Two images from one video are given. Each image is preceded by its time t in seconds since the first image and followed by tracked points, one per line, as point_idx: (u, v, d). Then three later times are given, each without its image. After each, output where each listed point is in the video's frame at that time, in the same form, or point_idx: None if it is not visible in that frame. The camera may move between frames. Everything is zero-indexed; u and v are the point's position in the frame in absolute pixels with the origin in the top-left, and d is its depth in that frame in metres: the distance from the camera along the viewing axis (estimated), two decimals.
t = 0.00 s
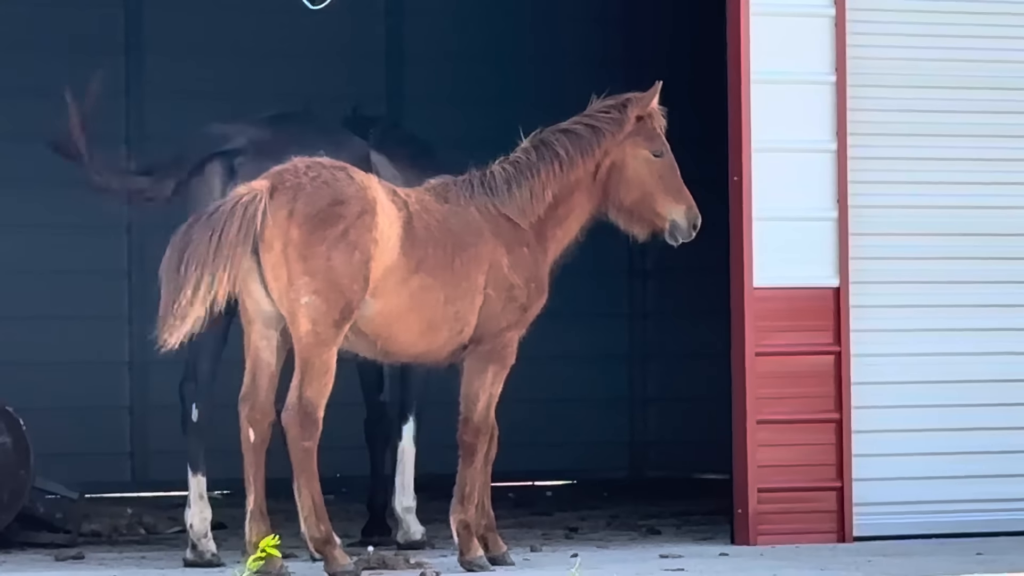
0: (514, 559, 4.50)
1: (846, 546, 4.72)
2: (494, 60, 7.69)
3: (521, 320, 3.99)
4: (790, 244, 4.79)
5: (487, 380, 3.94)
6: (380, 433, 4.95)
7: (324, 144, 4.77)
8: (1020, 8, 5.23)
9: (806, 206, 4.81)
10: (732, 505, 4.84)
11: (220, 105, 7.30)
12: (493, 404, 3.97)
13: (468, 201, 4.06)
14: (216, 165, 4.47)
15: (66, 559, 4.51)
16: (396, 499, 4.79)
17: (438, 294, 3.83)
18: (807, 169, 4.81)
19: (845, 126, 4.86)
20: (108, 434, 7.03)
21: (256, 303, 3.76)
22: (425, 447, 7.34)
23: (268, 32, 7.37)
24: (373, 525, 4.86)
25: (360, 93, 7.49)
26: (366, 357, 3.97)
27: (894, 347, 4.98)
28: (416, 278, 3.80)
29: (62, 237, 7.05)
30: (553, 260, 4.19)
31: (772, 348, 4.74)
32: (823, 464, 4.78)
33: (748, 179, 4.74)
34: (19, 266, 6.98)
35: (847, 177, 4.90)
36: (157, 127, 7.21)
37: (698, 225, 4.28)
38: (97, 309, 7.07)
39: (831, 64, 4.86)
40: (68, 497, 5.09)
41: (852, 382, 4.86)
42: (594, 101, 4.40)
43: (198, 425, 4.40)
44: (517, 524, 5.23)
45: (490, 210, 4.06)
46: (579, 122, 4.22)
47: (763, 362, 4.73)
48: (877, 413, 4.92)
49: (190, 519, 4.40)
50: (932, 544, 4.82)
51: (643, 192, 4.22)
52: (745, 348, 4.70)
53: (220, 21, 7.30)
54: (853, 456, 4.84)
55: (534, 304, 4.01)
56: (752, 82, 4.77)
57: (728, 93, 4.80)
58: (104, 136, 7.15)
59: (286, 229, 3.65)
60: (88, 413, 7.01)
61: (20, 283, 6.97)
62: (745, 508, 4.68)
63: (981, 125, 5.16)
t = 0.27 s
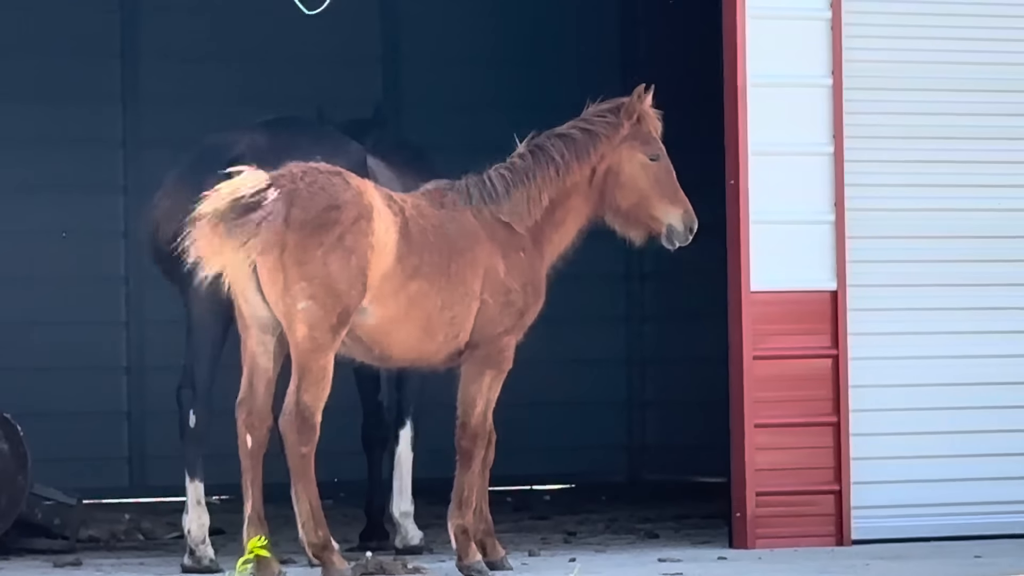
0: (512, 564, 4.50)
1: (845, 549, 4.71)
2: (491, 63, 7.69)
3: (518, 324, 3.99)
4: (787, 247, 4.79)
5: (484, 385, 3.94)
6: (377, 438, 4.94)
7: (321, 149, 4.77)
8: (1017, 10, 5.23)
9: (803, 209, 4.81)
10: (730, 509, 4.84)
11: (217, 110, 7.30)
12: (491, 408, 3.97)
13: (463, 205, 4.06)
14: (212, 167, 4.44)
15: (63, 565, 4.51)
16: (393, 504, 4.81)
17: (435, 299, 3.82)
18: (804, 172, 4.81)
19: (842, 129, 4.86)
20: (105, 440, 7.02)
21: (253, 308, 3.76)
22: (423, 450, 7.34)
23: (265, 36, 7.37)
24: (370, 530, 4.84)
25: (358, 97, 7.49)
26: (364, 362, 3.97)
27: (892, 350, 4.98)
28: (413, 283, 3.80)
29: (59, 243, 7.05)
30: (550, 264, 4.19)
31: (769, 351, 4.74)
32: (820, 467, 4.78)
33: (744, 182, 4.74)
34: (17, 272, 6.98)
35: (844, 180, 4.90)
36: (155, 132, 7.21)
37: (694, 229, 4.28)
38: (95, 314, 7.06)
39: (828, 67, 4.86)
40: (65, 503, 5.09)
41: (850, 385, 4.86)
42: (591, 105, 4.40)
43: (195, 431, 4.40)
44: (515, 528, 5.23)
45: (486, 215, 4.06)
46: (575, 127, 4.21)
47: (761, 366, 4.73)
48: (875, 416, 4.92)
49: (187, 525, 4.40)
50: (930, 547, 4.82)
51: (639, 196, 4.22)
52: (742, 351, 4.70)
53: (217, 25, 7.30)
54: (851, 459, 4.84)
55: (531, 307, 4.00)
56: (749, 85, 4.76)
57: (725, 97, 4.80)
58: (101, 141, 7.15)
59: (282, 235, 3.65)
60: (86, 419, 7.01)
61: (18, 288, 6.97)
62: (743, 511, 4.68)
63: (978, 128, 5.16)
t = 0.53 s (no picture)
0: (514, 567, 4.51)
1: (846, 551, 4.71)
2: (491, 66, 7.69)
3: (519, 326, 3.98)
4: (788, 250, 4.79)
5: (485, 389, 3.96)
6: (378, 442, 4.94)
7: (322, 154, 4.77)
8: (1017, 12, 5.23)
9: (803, 211, 4.81)
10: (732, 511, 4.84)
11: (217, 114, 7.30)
12: (492, 410, 3.98)
13: (463, 207, 4.06)
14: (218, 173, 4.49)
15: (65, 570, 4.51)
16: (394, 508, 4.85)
17: (435, 300, 3.82)
18: (804, 174, 4.82)
19: (842, 131, 4.86)
20: (106, 444, 7.03)
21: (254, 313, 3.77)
22: (424, 454, 7.34)
23: (265, 40, 7.37)
24: (372, 534, 4.83)
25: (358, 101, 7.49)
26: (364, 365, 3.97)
27: (892, 352, 4.98)
28: (413, 285, 3.80)
29: (59, 247, 7.05)
30: (550, 267, 4.19)
31: (770, 353, 4.74)
32: (822, 469, 4.78)
33: (745, 185, 4.74)
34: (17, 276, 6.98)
35: (845, 182, 4.91)
36: (155, 136, 7.21)
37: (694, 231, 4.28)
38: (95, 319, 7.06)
39: (828, 69, 4.86)
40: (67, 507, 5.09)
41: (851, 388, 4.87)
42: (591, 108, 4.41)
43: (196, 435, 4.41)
44: (517, 531, 5.23)
45: (486, 217, 4.06)
46: (575, 130, 4.22)
47: (762, 369, 4.73)
48: (876, 418, 4.92)
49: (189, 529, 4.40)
50: (932, 548, 4.82)
51: (640, 198, 4.22)
52: (743, 354, 4.70)
53: (217, 29, 7.30)
54: (852, 461, 4.84)
55: (531, 310, 4.01)
56: (749, 89, 4.77)
57: (725, 100, 4.80)
58: (102, 146, 7.15)
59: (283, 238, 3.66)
60: (87, 423, 7.01)
61: (19, 292, 6.98)
62: (744, 513, 4.68)
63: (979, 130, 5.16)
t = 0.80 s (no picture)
0: (520, 570, 4.50)
1: (852, 553, 4.71)
2: (495, 67, 7.68)
3: (522, 329, 3.97)
4: (792, 252, 4.78)
5: (489, 391, 3.94)
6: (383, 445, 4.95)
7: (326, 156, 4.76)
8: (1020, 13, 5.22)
9: (808, 213, 4.81)
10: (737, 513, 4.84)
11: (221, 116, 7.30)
12: (496, 414, 3.96)
13: (465, 210, 4.04)
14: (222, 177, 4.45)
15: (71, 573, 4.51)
16: (400, 511, 4.81)
17: (439, 302, 3.82)
18: (809, 176, 4.81)
19: (846, 133, 4.86)
20: (111, 448, 7.02)
21: (258, 318, 3.79)
22: (428, 457, 7.33)
23: (269, 44, 7.37)
24: (378, 537, 4.84)
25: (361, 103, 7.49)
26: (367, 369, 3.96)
27: (898, 353, 4.98)
28: (416, 287, 3.80)
29: (63, 251, 7.05)
30: (554, 269, 4.18)
31: (775, 356, 4.74)
32: (827, 471, 4.78)
33: (749, 187, 4.74)
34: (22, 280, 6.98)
35: (849, 185, 4.90)
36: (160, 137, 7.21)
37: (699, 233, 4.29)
38: (100, 323, 7.06)
39: (832, 71, 4.86)
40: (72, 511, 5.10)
41: (856, 389, 4.86)
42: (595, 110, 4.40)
43: (201, 438, 4.41)
44: (523, 533, 5.23)
45: (489, 220, 4.04)
46: (579, 132, 4.20)
47: (767, 371, 4.73)
48: (882, 420, 4.92)
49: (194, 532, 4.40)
50: (937, 550, 4.82)
51: (644, 201, 4.22)
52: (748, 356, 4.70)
53: (220, 32, 7.31)
54: (857, 463, 4.84)
55: (534, 313, 4.00)
56: (753, 90, 4.77)
57: (729, 102, 4.80)
58: (105, 149, 7.15)
59: (288, 243, 3.64)
60: (91, 426, 7.01)
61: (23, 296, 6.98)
62: (750, 516, 4.68)
63: (984, 132, 5.16)
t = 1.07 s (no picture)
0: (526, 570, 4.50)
1: (858, 554, 4.71)
2: (499, 67, 7.68)
3: (526, 330, 3.95)
4: (797, 253, 4.78)
5: (494, 391, 3.90)
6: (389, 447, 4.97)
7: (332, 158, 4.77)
8: None
9: (814, 213, 4.80)
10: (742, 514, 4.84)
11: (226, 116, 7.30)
12: (500, 415, 3.93)
13: (471, 209, 4.05)
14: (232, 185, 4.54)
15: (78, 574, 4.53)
16: (406, 511, 4.78)
17: (446, 298, 3.85)
18: (814, 177, 4.81)
19: (852, 134, 4.85)
20: (117, 448, 7.03)
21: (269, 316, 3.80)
22: (434, 457, 7.34)
23: (275, 44, 7.37)
24: (385, 538, 4.85)
25: (366, 103, 7.49)
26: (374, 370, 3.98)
27: (904, 354, 4.98)
28: (427, 279, 3.84)
29: (68, 251, 7.06)
30: (558, 271, 4.14)
31: (781, 357, 4.74)
32: (833, 471, 4.78)
33: (755, 188, 4.74)
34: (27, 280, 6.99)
35: (855, 185, 4.90)
36: (165, 137, 7.21)
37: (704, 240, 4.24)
38: (106, 323, 7.06)
39: (838, 71, 4.86)
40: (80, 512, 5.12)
41: (862, 389, 4.86)
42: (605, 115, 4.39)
43: (208, 440, 4.41)
44: (529, 534, 5.23)
45: (494, 220, 4.05)
46: (587, 136, 4.19)
47: (773, 372, 4.73)
48: (888, 421, 4.92)
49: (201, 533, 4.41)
50: (944, 551, 4.82)
51: (651, 206, 4.19)
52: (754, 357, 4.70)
53: (224, 32, 7.30)
54: (864, 463, 4.84)
55: (537, 314, 3.97)
56: (758, 91, 4.76)
57: (735, 102, 4.80)
58: (109, 149, 7.15)
59: (303, 240, 3.76)
60: (96, 427, 7.02)
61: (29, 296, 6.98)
62: (757, 517, 4.68)
63: (992, 132, 5.16)
